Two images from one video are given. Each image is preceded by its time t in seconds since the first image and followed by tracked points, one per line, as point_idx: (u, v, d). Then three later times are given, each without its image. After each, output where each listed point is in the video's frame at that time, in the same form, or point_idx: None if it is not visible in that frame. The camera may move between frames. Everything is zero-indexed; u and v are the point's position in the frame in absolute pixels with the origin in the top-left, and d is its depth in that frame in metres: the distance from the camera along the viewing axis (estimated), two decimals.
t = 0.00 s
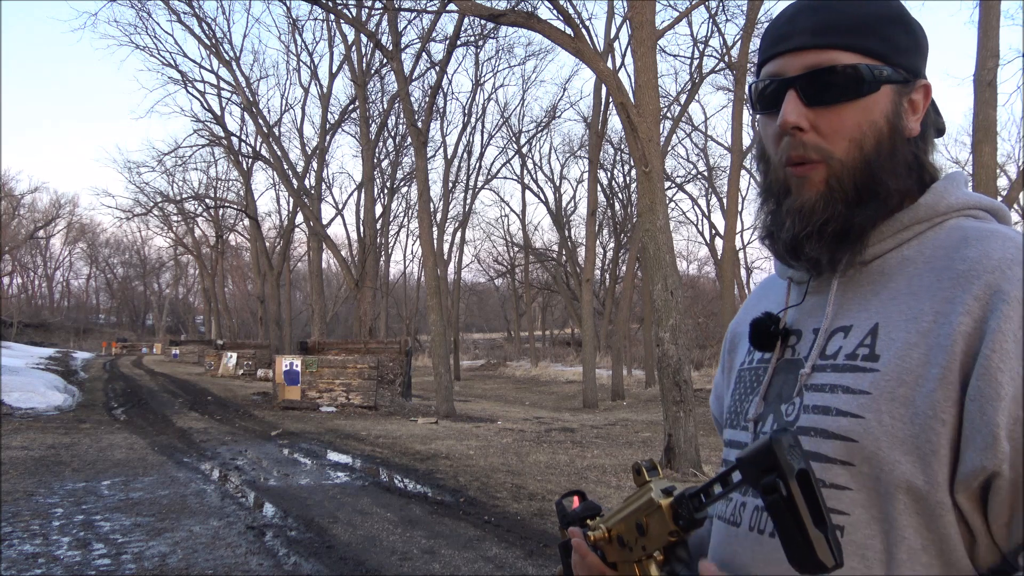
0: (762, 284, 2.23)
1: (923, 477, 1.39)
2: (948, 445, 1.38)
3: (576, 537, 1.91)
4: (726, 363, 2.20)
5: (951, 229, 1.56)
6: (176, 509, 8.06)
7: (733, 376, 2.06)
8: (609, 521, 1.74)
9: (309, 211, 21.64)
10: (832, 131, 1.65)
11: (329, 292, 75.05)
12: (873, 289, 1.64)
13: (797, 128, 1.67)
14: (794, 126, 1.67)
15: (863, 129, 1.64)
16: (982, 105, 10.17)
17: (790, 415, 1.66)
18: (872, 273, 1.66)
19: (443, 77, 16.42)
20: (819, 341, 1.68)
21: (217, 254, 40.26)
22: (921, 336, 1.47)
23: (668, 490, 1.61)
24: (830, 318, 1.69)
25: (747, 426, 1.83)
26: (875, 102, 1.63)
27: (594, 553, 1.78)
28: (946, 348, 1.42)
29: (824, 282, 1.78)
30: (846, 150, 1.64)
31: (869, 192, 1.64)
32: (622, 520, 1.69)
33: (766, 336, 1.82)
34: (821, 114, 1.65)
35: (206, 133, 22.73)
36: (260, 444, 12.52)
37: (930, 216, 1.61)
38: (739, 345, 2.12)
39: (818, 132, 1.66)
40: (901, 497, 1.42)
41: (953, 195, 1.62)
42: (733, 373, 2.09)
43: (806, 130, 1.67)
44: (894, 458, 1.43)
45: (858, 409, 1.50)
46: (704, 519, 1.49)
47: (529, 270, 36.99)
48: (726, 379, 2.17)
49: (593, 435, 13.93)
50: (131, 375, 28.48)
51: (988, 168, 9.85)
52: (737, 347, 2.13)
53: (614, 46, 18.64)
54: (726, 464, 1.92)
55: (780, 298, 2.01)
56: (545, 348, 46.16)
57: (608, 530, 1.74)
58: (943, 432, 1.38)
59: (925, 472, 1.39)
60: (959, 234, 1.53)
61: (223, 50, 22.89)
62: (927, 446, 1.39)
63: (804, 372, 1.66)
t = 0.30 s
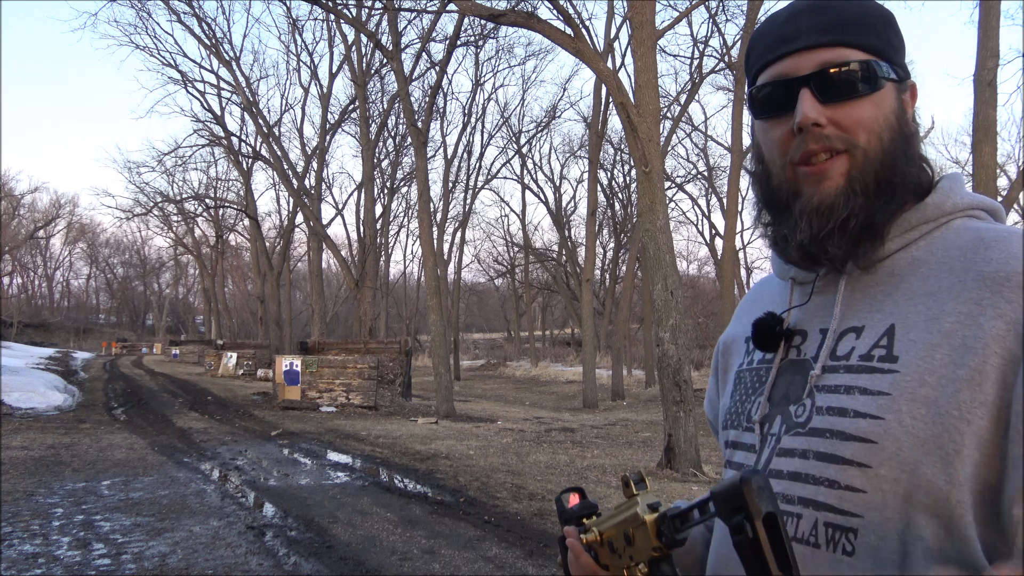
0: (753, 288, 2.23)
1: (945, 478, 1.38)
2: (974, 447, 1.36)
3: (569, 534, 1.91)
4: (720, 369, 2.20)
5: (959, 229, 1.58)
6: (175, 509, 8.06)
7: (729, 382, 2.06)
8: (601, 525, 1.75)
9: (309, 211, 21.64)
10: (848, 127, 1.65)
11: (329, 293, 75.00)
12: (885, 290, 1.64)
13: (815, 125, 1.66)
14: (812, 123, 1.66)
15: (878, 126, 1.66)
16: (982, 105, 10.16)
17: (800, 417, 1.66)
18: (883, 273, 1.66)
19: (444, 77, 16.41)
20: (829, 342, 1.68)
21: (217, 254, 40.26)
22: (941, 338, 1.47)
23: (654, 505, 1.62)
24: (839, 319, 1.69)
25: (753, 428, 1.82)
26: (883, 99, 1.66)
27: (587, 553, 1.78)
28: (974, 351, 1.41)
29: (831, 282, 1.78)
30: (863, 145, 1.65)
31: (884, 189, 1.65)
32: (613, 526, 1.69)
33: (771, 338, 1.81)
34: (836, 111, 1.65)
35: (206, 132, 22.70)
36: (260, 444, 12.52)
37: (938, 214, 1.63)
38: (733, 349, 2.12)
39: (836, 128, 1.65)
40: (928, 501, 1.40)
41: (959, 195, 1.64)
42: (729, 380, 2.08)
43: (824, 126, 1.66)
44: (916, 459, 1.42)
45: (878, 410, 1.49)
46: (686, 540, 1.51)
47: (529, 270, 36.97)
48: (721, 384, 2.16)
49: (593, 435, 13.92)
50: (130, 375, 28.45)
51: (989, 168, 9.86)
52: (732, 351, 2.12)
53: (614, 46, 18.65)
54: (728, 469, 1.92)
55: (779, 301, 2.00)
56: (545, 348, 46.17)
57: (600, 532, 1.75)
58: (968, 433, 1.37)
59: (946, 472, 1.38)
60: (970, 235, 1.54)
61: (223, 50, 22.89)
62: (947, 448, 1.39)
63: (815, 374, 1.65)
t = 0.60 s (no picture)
0: (751, 286, 2.23)
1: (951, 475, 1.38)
2: (980, 444, 1.36)
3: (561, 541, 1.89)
4: (713, 370, 2.20)
5: (961, 230, 1.59)
6: (175, 509, 8.06)
7: (726, 381, 2.06)
8: (595, 532, 1.75)
9: (309, 211, 21.65)
10: (861, 125, 1.65)
11: (329, 293, 75.01)
12: (888, 289, 1.64)
13: (829, 120, 1.66)
14: (826, 119, 1.66)
15: (889, 126, 1.66)
16: (982, 105, 10.16)
17: (804, 416, 1.65)
18: (885, 272, 1.66)
19: (444, 77, 16.41)
20: (832, 341, 1.68)
21: (217, 254, 40.27)
22: (949, 336, 1.47)
23: (657, 517, 1.62)
24: (842, 318, 1.69)
25: (754, 428, 1.81)
26: (897, 101, 1.66)
27: (580, 558, 1.76)
28: (981, 348, 1.41)
29: (833, 281, 1.78)
30: (874, 143, 1.65)
31: (890, 188, 1.65)
32: (611, 533, 1.68)
33: (771, 336, 1.81)
34: (850, 108, 1.65)
35: (206, 133, 22.69)
36: (260, 444, 12.52)
37: (941, 215, 1.63)
38: (730, 347, 2.11)
39: (847, 125, 1.66)
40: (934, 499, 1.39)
41: (960, 196, 1.65)
42: (726, 378, 2.08)
43: (836, 123, 1.66)
44: (922, 457, 1.42)
45: (884, 408, 1.49)
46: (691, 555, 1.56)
47: (529, 270, 36.99)
48: (715, 383, 2.16)
49: (593, 435, 13.92)
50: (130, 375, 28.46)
51: (989, 168, 9.86)
52: (729, 349, 2.12)
53: (614, 46, 18.66)
54: (726, 470, 1.91)
55: (775, 300, 2.01)
56: (545, 348, 46.15)
57: (595, 538, 1.74)
58: (973, 431, 1.37)
59: (952, 471, 1.38)
60: (974, 235, 1.55)
61: (223, 50, 22.90)
62: (954, 446, 1.38)
63: (819, 373, 1.65)
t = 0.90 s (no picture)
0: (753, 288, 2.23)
1: (940, 468, 1.39)
2: (969, 436, 1.37)
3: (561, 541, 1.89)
4: (715, 372, 2.21)
5: (957, 228, 1.58)
6: (175, 509, 8.06)
7: (728, 381, 2.06)
8: (599, 529, 1.75)
9: (309, 211, 21.65)
10: (863, 120, 1.65)
11: (330, 292, 75.02)
12: (884, 286, 1.64)
13: (832, 113, 1.65)
14: (828, 111, 1.66)
15: (892, 122, 1.66)
16: (982, 105, 10.16)
17: (800, 413, 1.65)
18: (882, 270, 1.66)
19: (444, 77, 16.40)
20: (828, 339, 1.68)
21: (217, 254, 40.26)
22: (940, 332, 1.47)
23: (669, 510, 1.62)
24: (839, 316, 1.69)
25: (753, 426, 1.82)
26: (901, 100, 1.66)
27: (581, 556, 1.77)
28: (968, 342, 1.42)
29: (831, 280, 1.78)
30: (875, 138, 1.65)
31: (888, 185, 1.65)
32: (616, 529, 1.69)
33: (770, 336, 1.81)
34: (852, 102, 1.65)
35: (206, 132, 22.68)
36: (260, 444, 12.52)
37: (937, 214, 1.63)
38: (732, 349, 2.12)
39: (849, 119, 1.65)
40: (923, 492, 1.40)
41: (958, 195, 1.64)
42: (728, 379, 2.08)
43: (839, 116, 1.65)
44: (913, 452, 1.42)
45: (878, 404, 1.49)
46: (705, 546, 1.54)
47: (529, 270, 37.00)
48: (718, 384, 2.16)
49: (593, 435, 13.92)
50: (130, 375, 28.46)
51: (989, 168, 9.86)
52: (731, 349, 2.12)
53: (614, 46, 18.67)
54: (725, 470, 1.92)
55: (777, 300, 2.01)
56: (545, 348, 46.16)
57: (598, 535, 1.75)
58: (962, 423, 1.38)
59: (942, 465, 1.38)
60: (969, 231, 1.54)
61: (223, 50, 22.89)
62: (945, 440, 1.39)
63: (814, 370, 1.65)
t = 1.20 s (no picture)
0: (757, 286, 2.23)
1: (917, 477, 1.41)
2: (948, 445, 1.39)
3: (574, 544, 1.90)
4: (720, 370, 2.21)
5: (947, 230, 1.57)
6: (175, 509, 8.06)
7: (731, 379, 2.06)
8: (608, 535, 1.75)
9: (309, 211, 21.65)
10: (848, 121, 1.64)
11: (330, 292, 74.99)
12: (873, 289, 1.64)
13: (814, 117, 1.66)
14: (811, 115, 1.66)
15: (879, 122, 1.65)
16: (982, 105, 10.15)
17: (789, 417, 1.66)
18: (872, 272, 1.66)
19: (444, 77, 16.39)
20: (818, 342, 1.68)
21: (217, 254, 40.26)
22: (921, 338, 1.48)
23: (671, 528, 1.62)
24: (828, 320, 1.69)
25: (747, 429, 1.82)
26: (887, 98, 1.65)
27: (592, 561, 1.78)
28: (948, 352, 1.42)
29: (822, 280, 1.78)
30: (862, 139, 1.64)
31: (878, 186, 1.64)
32: (623, 538, 1.69)
33: (765, 338, 1.82)
34: (834, 105, 1.65)
35: (206, 133, 22.69)
36: (260, 444, 12.52)
37: (928, 214, 1.62)
38: (737, 347, 2.12)
39: (833, 121, 1.65)
40: (900, 498, 1.43)
41: (949, 195, 1.62)
42: (731, 377, 2.08)
43: (822, 119, 1.65)
44: (892, 458, 1.44)
45: (859, 411, 1.50)
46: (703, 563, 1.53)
47: (529, 270, 37.03)
48: (722, 382, 2.17)
49: (593, 435, 13.92)
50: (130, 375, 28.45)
51: (989, 168, 9.86)
52: (734, 350, 2.13)
53: (614, 46, 18.68)
54: (723, 470, 1.92)
55: (776, 301, 2.01)
56: (545, 348, 46.16)
57: (607, 542, 1.75)
58: (942, 434, 1.40)
59: (921, 473, 1.41)
60: (958, 235, 1.54)
61: (222, 50, 22.90)
62: (927, 446, 1.41)
63: (804, 374, 1.66)
